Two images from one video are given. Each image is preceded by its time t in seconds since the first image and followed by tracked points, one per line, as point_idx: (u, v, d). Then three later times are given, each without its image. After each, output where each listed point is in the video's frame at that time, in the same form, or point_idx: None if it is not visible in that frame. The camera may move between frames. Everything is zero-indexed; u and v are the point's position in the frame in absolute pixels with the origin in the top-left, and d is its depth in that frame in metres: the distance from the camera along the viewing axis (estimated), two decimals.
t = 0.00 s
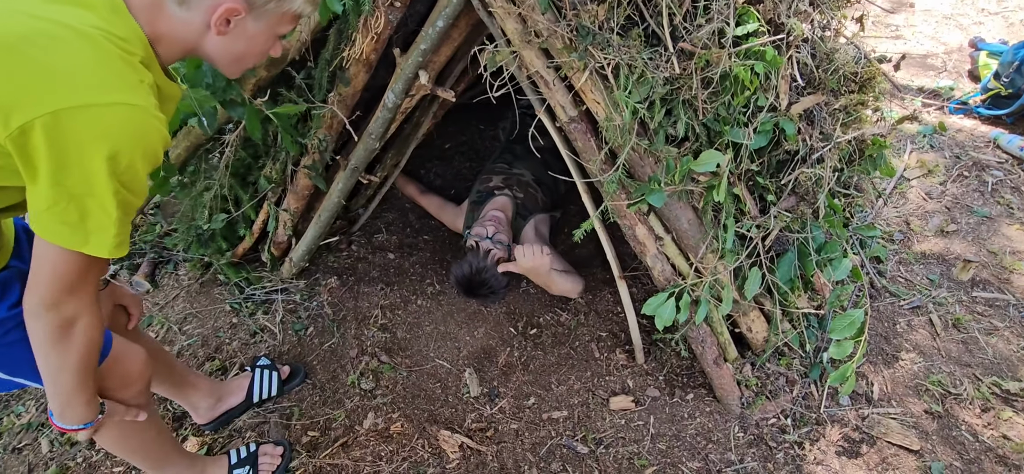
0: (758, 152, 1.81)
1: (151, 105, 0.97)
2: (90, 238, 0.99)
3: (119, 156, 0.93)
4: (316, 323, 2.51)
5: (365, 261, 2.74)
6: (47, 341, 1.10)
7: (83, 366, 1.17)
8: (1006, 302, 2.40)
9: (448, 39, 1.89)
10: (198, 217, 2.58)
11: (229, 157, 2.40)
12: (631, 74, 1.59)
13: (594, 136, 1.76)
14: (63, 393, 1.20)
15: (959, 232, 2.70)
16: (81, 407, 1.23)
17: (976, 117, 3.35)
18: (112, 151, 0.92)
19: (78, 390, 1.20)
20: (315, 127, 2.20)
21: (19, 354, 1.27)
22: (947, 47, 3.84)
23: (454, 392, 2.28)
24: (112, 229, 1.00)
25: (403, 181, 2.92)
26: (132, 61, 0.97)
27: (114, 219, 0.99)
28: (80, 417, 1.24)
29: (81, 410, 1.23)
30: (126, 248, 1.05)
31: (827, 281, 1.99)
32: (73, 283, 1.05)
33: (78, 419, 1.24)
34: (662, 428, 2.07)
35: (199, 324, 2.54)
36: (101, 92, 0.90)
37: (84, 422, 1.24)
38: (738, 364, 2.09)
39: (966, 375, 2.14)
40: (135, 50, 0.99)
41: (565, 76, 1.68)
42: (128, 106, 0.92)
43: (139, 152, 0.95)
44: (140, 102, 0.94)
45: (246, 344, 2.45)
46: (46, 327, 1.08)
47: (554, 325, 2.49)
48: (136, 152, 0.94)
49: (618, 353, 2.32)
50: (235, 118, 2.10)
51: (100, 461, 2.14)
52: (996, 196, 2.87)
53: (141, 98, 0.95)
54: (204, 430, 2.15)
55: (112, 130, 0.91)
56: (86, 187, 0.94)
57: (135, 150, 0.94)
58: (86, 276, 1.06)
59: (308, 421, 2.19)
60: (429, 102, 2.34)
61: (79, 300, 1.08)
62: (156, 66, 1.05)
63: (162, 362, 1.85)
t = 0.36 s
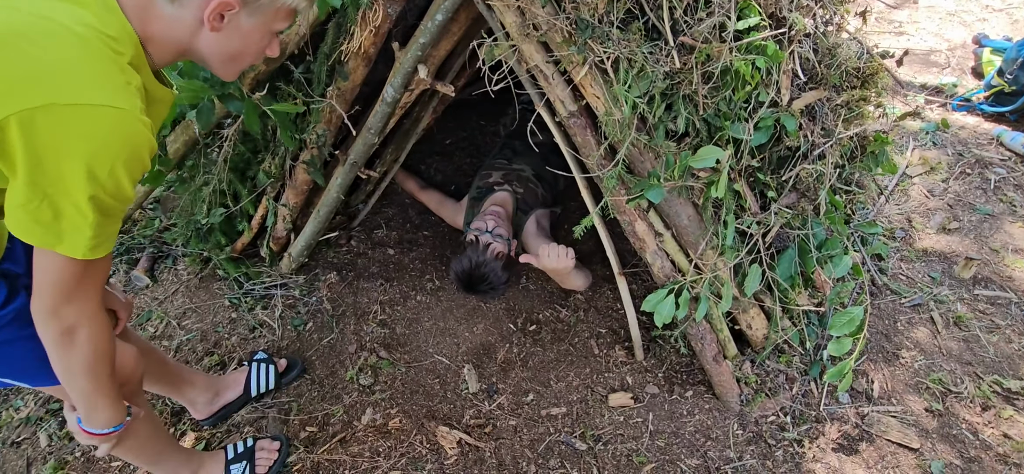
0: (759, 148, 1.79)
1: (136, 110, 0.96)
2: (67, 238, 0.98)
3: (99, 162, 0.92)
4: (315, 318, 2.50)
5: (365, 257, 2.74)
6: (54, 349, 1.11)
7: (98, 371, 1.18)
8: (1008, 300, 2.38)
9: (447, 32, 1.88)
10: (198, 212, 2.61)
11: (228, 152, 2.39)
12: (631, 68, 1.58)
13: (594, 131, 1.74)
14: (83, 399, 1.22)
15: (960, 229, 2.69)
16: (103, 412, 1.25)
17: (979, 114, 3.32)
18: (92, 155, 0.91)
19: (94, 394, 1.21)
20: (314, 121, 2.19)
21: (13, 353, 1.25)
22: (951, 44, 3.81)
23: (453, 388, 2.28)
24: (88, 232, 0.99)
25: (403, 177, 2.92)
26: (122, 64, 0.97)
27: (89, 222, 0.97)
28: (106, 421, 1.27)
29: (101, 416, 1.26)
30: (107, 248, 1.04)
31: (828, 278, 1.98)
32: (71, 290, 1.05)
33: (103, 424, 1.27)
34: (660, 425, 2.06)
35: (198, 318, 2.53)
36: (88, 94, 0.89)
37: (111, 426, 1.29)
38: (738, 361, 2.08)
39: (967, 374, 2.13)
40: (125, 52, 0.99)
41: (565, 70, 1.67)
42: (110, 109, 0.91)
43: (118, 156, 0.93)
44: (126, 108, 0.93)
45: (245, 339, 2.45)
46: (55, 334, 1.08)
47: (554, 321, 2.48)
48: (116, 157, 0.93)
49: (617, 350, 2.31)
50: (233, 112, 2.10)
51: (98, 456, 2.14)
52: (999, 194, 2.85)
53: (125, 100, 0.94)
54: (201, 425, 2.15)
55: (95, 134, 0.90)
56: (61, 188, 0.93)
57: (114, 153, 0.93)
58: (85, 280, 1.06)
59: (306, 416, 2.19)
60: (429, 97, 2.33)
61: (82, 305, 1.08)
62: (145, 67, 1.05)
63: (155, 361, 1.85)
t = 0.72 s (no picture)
0: (758, 146, 1.79)
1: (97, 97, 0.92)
2: (35, 250, 0.93)
3: (56, 153, 0.87)
4: (313, 315, 2.49)
5: (363, 254, 2.73)
6: (70, 359, 1.07)
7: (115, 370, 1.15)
8: (1005, 301, 2.38)
9: (446, 28, 1.87)
10: (195, 207, 2.60)
11: (225, 147, 2.38)
12: (631, 65, 1.58)
13: (593, 129, 1.74)
14: (103, 403, 1.18)
15: (959, 229, 2.69)
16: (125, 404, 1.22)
17: (978, 114, 3.32)
18: (48, 146, 0.87)
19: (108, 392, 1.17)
20: (312, 117, 2.18)
21: (13, 378, 1.23)
22: (950, 44, 3.81)
23: (450, 386, 2.27)
24: (60, 235, 0.94)
25: (402, 173, 2.91)
26: (80, 43, 0.93)
27: (56, 223, 0.92)
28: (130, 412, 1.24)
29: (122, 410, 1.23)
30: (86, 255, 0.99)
31: (826, 277, 1.98)
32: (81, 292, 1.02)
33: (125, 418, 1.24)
34: (658, 423, 2.06)
35: (195, 315, 2.53)
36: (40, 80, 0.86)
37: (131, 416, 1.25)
38: (736, 360, 2.08)
39: (965, 374, 2.13)
40: (86, 36, 0.96)
41: (564, 67, 1.66)
42: (56, 91, 0.87)
43: (76, 145, 0.89)
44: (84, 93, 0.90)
45: (242, 336, 2.44)
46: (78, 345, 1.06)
47: (551, 319, 2.47)
48: (70, 148, 0.88)
49: (615, 348, 2.30)
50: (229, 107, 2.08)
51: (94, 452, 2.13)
52: (997, 194, 2.85)
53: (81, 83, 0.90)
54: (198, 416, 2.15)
55: (51, 122, 0.86)
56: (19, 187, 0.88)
57: (69, 143, 0.88)
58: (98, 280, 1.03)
59: (303, 413, 2.18)
60: (428, 94, 2.32)
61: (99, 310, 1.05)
62: (109, 41, 1.03)
63: (173, 350, 1.83)
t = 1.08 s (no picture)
0: (753, 147, 1.80)
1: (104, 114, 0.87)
2: (9, 274, 0.86)
3: (50, 172, 0.81)
4: (308, 314, 2.49)
5: (359, 253, 2.73)
6: None
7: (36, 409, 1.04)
8: (998, 302, 2.40)
9: (442, 28, 1.87)
10: (190, 206, 2.60)
11: (221, 146, 2.38)
12: (626, 65, 1.58)
13: (588, 129, 1.75)
14: (10, 441, 1.06)
15: (952, 231, 2.70)
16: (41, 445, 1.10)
17: (972, 117, 3.34)
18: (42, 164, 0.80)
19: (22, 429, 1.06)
20: (308, 116, 2.18)
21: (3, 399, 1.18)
22: (945, 46, 3.83)
23: (445, 385, 2.27)
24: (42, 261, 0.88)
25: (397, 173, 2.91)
26: (89, 60, 0.87)
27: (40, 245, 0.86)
28: (40, 459, 1.12)
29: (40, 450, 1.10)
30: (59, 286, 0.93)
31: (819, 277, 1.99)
32: None
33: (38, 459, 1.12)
34: (652, 423, 2.07)
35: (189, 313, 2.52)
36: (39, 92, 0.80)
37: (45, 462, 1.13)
38: (730, 360, 2.09)
39: (957, 374, 2.14)
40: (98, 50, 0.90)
41: (559, 67, 1.67)
42: (60, 105, 0.81)
43: (75, 164, 0.83)
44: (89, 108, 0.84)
45: (237, 335, 2.44)
46: None
47: (547, 319, 2.48)
48: (64, 157, 0.81)
49: (610, 348, 2.31)
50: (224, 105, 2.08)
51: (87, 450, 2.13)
52: (990, 196, 2.87)
53: (88, 99, 0.85)
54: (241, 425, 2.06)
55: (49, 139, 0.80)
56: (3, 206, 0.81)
57: (68, 160, 0.82)
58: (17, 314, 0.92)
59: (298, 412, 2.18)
60: (424, 93, 2.32)
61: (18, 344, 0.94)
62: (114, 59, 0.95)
63: (208, 360, 1.75)
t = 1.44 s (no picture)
0: (748, 148, 1.80)
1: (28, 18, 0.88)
2: None
3: None
4: (305, 313, 2.50)
5: (356, 252, 2.73)
6: None
7: None
8: (992, 303, 2.41)
9: (438, 28, 1.88)
10: (187, 205, 2.59)
11: (218, 145, 2.38)
12: (620, 67, 1.59)
13: (584, 129, 1.75)
14: None
15: (946, 232, 2.71)
16: None
17: (967, 118, 3.35)
18: None
19: None
20: (304, 116, 2.18)
21: (60, 376, 1.18)
22: (941, 48, 3.85)
23: (442, 384, 2.28)
24: None
25: (394, 173, 2.92)
26: None
27: None
28: None
29: None
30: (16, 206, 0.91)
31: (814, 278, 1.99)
32: None
33: None
34: (648, 422, 2.07)
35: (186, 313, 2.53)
36: None
37: None
38: (725, 359, 2.10)
39: (951, 374, 2.15)
40: None
41: (555, 67, 1.67)
42: None
43: None
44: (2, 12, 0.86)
45: (233, 334, 2.45)
46: None
47: (543, 319, 2.48)
48: None
49: (606, 348, 2.31)
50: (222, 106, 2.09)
51: (84, 449, 2.13)
52: (985, 197, 2.88)
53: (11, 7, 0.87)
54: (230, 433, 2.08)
55: None
56: None
57: None
58: None
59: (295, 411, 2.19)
60: (421, 93, 2.33)
61: None
62: None
63: (217, 356, 1.82)
